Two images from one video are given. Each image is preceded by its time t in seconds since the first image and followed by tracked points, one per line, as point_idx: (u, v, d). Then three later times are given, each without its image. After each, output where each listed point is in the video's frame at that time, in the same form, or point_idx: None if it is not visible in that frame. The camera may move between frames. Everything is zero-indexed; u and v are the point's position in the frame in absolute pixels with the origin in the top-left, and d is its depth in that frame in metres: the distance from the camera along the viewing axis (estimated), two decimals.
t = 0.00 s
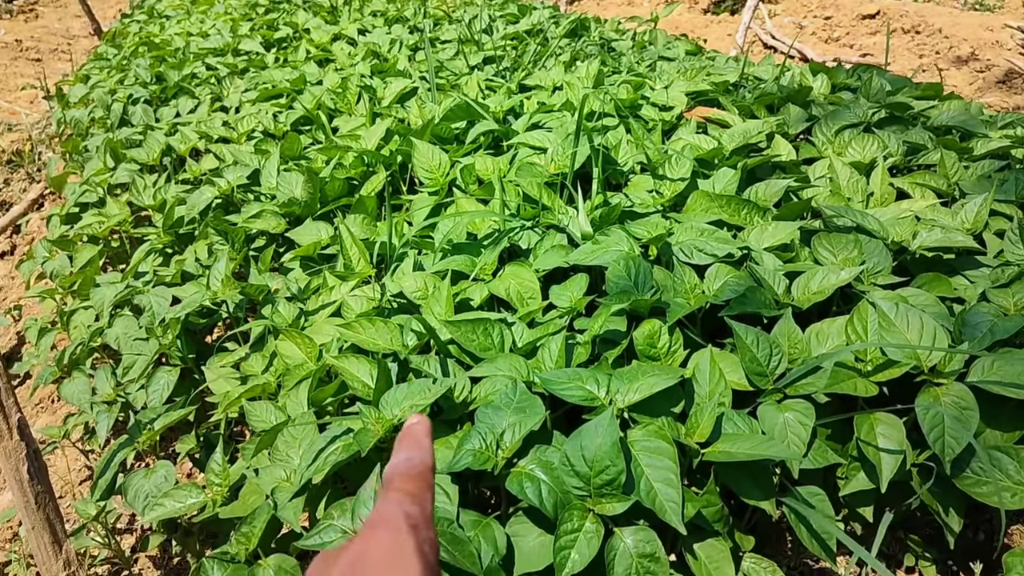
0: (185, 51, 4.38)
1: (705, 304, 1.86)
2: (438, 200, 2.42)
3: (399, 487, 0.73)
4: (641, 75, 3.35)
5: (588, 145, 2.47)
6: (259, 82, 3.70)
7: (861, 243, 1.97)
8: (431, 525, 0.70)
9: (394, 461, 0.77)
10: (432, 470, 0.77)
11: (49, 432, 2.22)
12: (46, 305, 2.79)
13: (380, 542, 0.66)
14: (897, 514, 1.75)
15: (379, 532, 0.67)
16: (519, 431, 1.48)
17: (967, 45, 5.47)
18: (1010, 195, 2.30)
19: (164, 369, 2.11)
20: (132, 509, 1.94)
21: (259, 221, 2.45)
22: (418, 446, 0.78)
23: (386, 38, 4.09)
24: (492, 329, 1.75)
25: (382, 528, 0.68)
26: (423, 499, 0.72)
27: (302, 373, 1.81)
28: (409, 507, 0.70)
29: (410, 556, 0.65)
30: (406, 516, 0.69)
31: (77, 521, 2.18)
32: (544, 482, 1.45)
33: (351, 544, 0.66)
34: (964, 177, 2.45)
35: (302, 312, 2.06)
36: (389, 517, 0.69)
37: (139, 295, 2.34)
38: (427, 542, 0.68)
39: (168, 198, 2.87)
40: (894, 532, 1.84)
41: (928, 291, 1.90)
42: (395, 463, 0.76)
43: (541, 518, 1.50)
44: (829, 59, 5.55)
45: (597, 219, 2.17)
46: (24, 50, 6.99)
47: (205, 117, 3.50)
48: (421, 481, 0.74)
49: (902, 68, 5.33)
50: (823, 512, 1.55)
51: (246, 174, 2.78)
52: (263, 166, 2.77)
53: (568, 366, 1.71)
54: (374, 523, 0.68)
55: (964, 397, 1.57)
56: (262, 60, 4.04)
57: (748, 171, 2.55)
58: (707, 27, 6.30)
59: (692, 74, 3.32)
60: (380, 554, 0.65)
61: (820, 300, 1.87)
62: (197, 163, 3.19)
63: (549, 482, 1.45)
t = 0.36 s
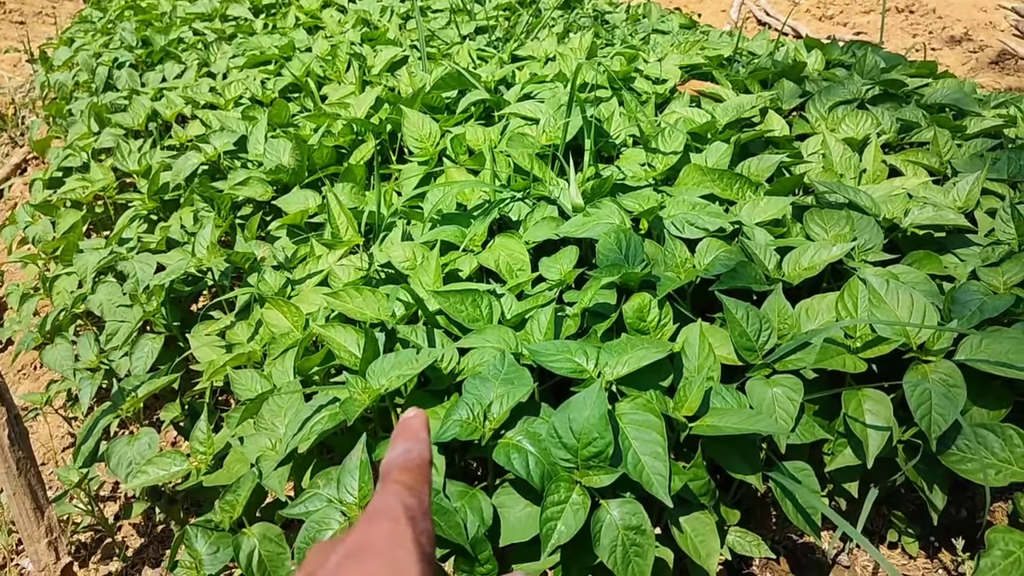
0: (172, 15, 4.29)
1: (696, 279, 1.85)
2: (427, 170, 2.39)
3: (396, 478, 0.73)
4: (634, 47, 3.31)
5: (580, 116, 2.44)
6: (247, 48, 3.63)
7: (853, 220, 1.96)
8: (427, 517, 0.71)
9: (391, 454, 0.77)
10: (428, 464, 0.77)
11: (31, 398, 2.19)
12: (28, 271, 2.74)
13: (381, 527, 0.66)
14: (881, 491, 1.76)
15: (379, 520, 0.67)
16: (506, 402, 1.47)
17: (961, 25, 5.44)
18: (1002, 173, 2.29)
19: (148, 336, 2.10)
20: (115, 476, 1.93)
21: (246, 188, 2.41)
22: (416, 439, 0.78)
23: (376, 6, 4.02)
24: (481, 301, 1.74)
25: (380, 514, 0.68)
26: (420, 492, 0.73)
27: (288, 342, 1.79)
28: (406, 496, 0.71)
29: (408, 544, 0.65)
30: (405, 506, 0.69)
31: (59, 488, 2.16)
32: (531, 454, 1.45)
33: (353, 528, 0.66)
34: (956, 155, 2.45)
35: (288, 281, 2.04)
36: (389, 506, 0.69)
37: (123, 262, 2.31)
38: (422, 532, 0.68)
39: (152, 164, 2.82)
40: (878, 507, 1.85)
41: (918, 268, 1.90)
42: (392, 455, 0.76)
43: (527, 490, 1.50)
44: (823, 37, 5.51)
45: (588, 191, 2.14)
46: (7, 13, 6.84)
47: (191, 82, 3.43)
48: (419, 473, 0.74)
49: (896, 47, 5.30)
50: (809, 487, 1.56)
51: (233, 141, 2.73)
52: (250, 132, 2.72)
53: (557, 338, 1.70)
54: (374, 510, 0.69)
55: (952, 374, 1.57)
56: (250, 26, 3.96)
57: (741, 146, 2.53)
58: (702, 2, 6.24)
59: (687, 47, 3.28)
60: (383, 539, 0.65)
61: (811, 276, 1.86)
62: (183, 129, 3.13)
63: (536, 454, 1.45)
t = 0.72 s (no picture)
0: (169, 12, 4.28)
1: (693, 280, 1.85)
2: (425, 170, 2.38)
3: (369, 467, 0.71)
4: (633, 49, 3.31)
5: (579, 117, 2.44)
6: (244, 46, 3.62)
7: (850, 223, 1.97)
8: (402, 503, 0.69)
9: (363, 443, 0.75)
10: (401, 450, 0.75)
11: (26, 395, 2.19)
12: (23, 267, 2.73)
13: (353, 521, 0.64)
14: (875, 493, 1.76)
15: (352, 512, 0.65)
16: (504, 402, 1.48)
17: (956, 31, 5.47)
18: (998, 178, 2.30)
19: (144, 333, 2.10)
20: (110, 474, 1.92)
21: (243, 186, 2.41)
22: (387, 427, 0.76)
23: (374, 5, 4.01)
24: (479, 301, 1.74)
25: (354, 507, 0.66)
26: (393, 480, 0.71)
27: (285, 340, 1.79)
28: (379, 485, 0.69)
29: (384, 535, 0.63)
30: (379, 496, 0.67)
31: (53, 485, 2.16)
32: (528, 453, 1.45)
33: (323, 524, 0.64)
34: (952, 160, 2.46)
35: (285, 279, 2.03)
36: (362, 496, 0.67)
37: (119, 259, 2.30)
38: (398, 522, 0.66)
39: (149, 161, 2.81)
40: (872, 509, 1.86)
41: (914, 272, 1.90)
42: (364, 445, 0.74)
43: (525, 490, 1.50)
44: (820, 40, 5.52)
45: (586, 192, 2.14)
46: (3, 8, 6.82)
47: (188, 79, 3.42)
48: (392, 461, 0.73)
49: (892, 52, 5.32)
50: (805, 489, 1.56)
51: (230, 138, 2.73)
52: (247, 130, 2.71)
53: (555, 339, 1.70)
54: (347, 501, 0.67)
55: (947, 377, 1.57)
56: (248, 24, 3.95)
57: (738, 149, 2.53)
58: (699, 4, 6.25)
59: (685, 50, 3.29)
60: (356, 533, 0.63)
61: (808, 279, 1.87)
62: (180, 126, 3.12)
63: (533, 454, 1.45)
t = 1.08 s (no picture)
0: (171, 23, 4.30)
1: (693, 290, 1.86)
2: (427, 180, 2.40)
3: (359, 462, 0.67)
4: (632, 60, 3.33)
5: (579, 128, 2.45)
6: (246, 57, 3.64)
7: (850, 233, 1.98)
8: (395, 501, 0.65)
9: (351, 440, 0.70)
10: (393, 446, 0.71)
11: (28, 405, 2.19)
12: (26, 277, 2.74)
13: (344, 521, 0.61)
14: (876, 502, 1.77)
15: (342, 513, 0.61)
16: (506, 412, 1.48)
17: (954, 41, 5.49)
18: (996, 188, 2.32)
19: (146, 343, 2.11)
20: (112, 484, 1.92)
21: (245, 196, 2.42)
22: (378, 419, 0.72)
23: (375, 16, 4.04)
24: (480, 310, 1.74)
25: (344, 507, 0.62)
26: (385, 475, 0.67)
27: (288, 350, 1.80)
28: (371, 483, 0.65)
29: (377, 537, 0.60)
30: (371, 494, 0.63)
31: (56, 495, 2.16)
32: (530, 463, 1.45)
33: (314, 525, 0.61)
34: (951, 170, 2.47)
35: (287, 289, 2.04)
36: (352, 494, 0.63)
37: (121, 269, 2.31)
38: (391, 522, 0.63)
39: (151, 172, 2.82)
40: (872, 518, 1.86)
41: (913, 281, 1.91)
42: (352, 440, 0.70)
43: (527, 500, 1.50)
44: (819, 50, 5.55)
45: (587, 202, 2.16)
46: (5, 18, 6.87)
47: (190, 90, 3.44)
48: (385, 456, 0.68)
49: (890, 62, 5.34)
50: (806, 498, 1.57)
51: (232, 149, 2.74)
52: (249, 141, 2.73)
53: (556, 348, 1.71)
54: (337, 499, 0.63)
55: (947, 387, 1.58)
56: (249, 35, 3.97)
57: (737, 159, 2.54)
58: (697, 15, 6.29)
59: (684, 61, 3.31)
60: (347, 535, 0.60)
61: (808, 288, 1.87)
62: (182, 137, 3.14)
63: (535, 463, 1.45)
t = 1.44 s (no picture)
0: (171, 43, 4.35)
1: (687, 308, 1.88)
2: (425, 199, 2.43)
3: (341, 400, 0.79)
4: (627, 79, 3.38)
5: (574, 148, 2.49)
6: (245, 76, 3.68)
7: (841, 251, 2.01)
8: (375, 438, 0.78)
9: (332, 360, 0.81)
10: (371, 366, 0.82)
11: (29, 423, 2.21)
12: (27, 296, 2.77)
13: (324, 474, 0.74)
14: (868, 517, 1.79)
15: (324, 460, 0.75)
16: (502, 429, 1.50)
17: (947, 58, 5.55)
18: (986, 207, 2.35)
19: (147, 362, 2.12)
20: (112, 501, 1.94)
21: (245, 216, 2.45)
22: (358, 342, 0.82)
23: (373, 35, 4.09)
24: (477, 328, 1.77)
25: (327, 453, 0.75)
26: (365, 411, 0.79)
27: (286, 368, 1.82)
28: (354, 422, 0.78)
29: (353, 482, 0.73)
30: (350, 434, 0.76)
31: (56, 512, 2.18)
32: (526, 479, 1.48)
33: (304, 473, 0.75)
34: (941, 188, 2.50)
35: (286, 308, 2.07)
36: (333, 437, 0.76)
37: (122, 288, 2.33)
38: (371, 461, 0.76)
39: (152, 191, 2.85)
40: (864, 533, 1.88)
41: (903, 299, 1.94)
42: (332, 362, 0.81)
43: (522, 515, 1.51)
44: (812, 69, 5.61)
45: (582, 221, 2.19)
46: (5, 37, 6.94)
47: (190, 109, 3.48)
48: (362, 386, 0.80)
49: (883, 80, 5.40)
50: (798, 513, 1.59)
51: (232, 169, 2.77)
52: (249, 160, 2.76)
53: (552, 366, 1.73)
54: (319, 445, 0.76)
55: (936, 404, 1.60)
56: (248, 54, 4.02)
57: (731, 178, 2.58)
58: (692, 33, 6.36)
59: (678, 80, 3.35)
60: (328, 487, 0.73)
61: (799, 306, 1.90)
62: (182, 156, 3.17)
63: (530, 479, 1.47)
